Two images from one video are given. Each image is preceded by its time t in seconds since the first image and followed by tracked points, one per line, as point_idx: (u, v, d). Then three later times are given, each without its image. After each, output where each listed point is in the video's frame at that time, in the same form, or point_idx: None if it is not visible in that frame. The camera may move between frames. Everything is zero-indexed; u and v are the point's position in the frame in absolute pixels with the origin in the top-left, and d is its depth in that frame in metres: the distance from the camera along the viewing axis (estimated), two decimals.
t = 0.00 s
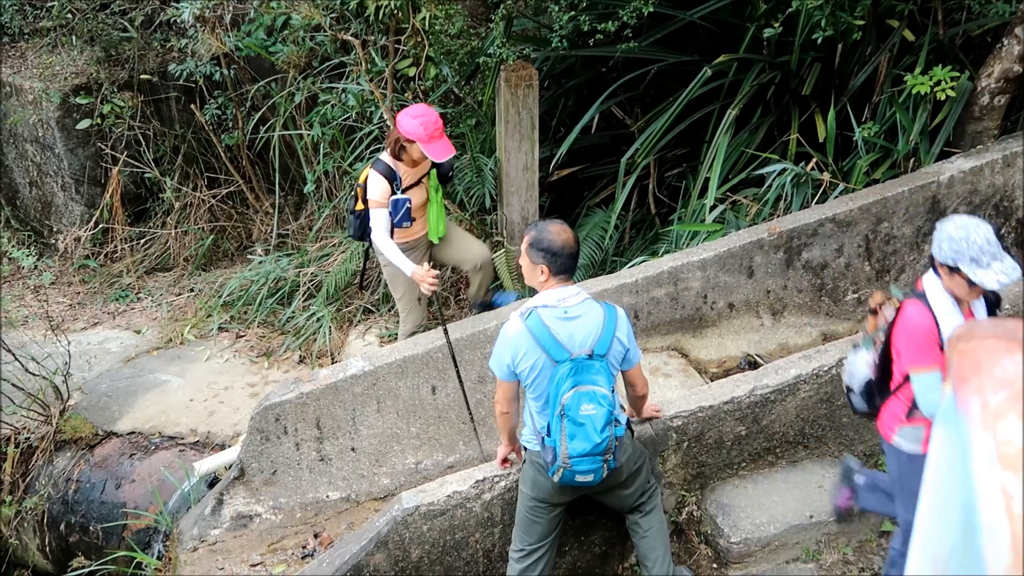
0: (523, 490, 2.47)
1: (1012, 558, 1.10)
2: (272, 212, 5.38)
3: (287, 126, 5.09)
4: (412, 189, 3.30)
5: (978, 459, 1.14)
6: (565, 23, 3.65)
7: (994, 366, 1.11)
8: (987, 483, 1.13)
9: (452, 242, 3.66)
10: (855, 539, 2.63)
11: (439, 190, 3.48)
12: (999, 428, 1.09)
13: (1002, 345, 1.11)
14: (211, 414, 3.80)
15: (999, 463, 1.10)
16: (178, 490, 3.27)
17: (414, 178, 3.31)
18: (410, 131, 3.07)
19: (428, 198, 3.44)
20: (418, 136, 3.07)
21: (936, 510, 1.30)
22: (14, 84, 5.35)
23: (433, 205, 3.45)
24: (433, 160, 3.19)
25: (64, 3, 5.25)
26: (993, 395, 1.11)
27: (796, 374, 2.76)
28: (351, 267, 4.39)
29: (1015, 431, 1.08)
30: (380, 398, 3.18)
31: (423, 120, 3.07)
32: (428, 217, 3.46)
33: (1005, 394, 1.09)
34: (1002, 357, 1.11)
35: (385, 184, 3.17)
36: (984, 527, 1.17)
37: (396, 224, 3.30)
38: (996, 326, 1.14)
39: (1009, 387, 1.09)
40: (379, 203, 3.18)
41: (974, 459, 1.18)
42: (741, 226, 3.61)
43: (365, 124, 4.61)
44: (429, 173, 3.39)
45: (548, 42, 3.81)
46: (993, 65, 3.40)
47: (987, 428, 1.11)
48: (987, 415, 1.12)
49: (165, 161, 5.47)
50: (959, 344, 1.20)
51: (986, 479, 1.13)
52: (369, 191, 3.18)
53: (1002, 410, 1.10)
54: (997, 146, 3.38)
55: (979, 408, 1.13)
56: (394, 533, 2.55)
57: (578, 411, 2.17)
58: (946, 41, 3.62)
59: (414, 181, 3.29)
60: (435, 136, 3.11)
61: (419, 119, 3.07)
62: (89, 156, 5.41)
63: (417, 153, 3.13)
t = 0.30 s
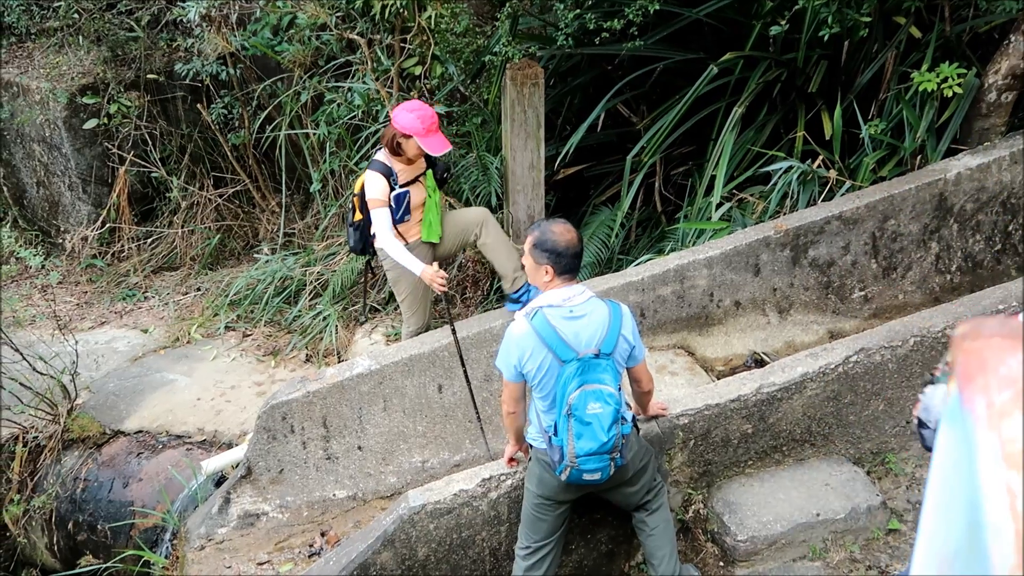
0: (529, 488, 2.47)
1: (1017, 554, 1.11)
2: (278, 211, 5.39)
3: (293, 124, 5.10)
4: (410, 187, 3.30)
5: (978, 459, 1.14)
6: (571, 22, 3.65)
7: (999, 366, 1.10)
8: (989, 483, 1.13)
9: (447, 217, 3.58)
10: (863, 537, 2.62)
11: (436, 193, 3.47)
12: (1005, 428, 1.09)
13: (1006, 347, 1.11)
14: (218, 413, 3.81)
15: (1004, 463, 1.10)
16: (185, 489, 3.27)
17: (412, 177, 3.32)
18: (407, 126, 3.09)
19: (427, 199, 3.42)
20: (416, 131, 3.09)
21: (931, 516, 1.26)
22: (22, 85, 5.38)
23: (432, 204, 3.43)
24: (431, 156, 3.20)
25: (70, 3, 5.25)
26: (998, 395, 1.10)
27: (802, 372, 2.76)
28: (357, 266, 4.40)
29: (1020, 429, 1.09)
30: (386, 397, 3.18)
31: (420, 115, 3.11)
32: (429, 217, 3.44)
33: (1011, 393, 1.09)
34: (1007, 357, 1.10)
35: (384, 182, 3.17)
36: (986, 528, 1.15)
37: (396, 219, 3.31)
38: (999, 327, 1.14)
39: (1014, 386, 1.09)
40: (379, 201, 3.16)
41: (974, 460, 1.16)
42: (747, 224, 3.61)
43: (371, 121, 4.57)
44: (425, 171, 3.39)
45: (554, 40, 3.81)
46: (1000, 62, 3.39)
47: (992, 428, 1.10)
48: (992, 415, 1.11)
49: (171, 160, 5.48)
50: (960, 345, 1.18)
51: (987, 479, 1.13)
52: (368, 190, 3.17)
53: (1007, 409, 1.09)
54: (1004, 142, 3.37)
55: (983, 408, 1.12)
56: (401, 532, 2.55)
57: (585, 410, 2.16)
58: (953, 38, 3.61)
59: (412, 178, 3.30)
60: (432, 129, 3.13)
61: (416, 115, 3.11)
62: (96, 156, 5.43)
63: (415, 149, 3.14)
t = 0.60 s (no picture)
0: (529, 486, 2.47)
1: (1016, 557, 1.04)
2: (278, 211, 5.39)
3: (292, 124, 5.09)
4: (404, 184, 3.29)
5: (976, 459, 1.06)
6: (570, 21, 3.65)
7: (999, 361, 1.02)
8: (988, 484, 1.05)
9: (448, 219, 3.57)
10: (863, 535, 2.62)
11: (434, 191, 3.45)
12: (1004, 426, 1.01)
13: (1005, 341, 1.04)
14: (219, 412, 3.81)
15: (1003, 463, 1.02)
16: (186, 488, 3.27)
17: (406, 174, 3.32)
18: (395, 124, 3.09)
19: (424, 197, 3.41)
20: (404, 128, 3.09)
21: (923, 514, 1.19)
22: (21, 84, 5.38)
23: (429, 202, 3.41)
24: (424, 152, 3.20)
25: (70, 2, 5.25)
26: (999, 393, 1.02)
27: (802, 370, 2.75)
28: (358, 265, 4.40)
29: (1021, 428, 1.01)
30: (386, 395, 3.18)
31: (406, 111, 3.11)
32: (427, 214, 3.42)
33: (1011, 390, 1.01)
34: (1007, 353, 1.03)
35: (375, 180, 3.18)
36: (985, 527, 1.08)
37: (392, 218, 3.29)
38: (997, 322, 1.07)
39: (1015, 384, 1.01)
40: (373, 200, 3.17)
41: (971, 460, 1.08)
42: (747, 222, 3.61)
43: (370, 121, 4.61)
44: (421, 169, 3.39)
45: (554, 39, 3.81)
46: (1000, 60, 3.39)
47: (992, 426, 1.02)
48: (991, 413, 1.03)
49: (171, 160, 5.48)
50: (956, 339, 1.09)
51: (986, 480, 1.05)
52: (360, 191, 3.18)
53: (1007, 407, 1.01)
54: (1004, 140, 3.37)
55: (982, 406, 1.04)
56: (401, 531, 2.55)
57: (584, 408, 2.16)
58: (953, 36, 3.61)
59: (405, 176, 3.29)
60: (420, 124, 3.13)
61: (402, 112, 3.10)
62: (95, 156, 5.43)
63: (406, 146, 3.14)
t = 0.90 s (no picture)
0: (527, 481, 2.46)
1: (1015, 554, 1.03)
2: (277, 209, 5.39)
3: (291, 122, 5.09)
4: (422, 189, 3.27)
5: (974, 455, 1.06)
6: (569, 18, 3.64)
7: (998, 356, 1.02)
8: (986, 481, 1.05)
9: (460, 221, 3.56)
10: (863, 532, 2.62)
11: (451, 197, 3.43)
12: (1003, 422, 1.01)
13: (1004, 337, 1.04)
14: (218, 411, 3.81)
15: (1002, 459, 1.02)
16: (185, 488, 3.27)
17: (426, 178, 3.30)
18: (424, 126, 3.05)
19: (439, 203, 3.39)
20: (434, 130, 3.04)
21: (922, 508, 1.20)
22: (20, 83, 5.37)
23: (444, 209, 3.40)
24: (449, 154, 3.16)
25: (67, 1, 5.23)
26: (996, 388, 1.02)
27: (802, 368, 2.75)
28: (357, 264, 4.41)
29: (1020, 424, 1.01)
30: (385, 394, 3.18)
31: (435, 111, 3.06)
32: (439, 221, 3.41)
33: (1010, 385, 1.01)
34: (1006, 348, 1.03)
35: (395, 181, 3.15)
36: (982, 524, 1.08)
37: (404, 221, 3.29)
38: (996, 318, 1.07)
39: (1013, 379, 1.01)
40: (389, 201, 3.16)
41: (970, 456, 1.07)
42: (746, 219, 3.61)
43: (369, 119, 4.62)
44: (442, 174, 3.36)
45: (553, 37, 3.81)
46: (999, 57, 3.39)
47: (990, 422, 1.02)
48: (990, 408, 1.02)
49: (170, 159, 5.48)
50: (955, 334, 1.09)
51: (984, 476, 1.05)
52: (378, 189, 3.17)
53: (1006, 403, 1.01)
54: (1003, 137, 3.36)
55: (980, 402, 1.03)
56: (401, 529, 2.55)
57: (581, 399, 2.15)
58: (952, 33, 3.61)
59: (426, 180, 3.27)
60: (448, 125, 3.08)
61: (433, 115, 3.06)
62: (94, 155, 5.43)
63: (433, 148, 3.10)
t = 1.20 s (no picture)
0: (518, 475, 2.47)
1: (1010, 553, 1.02)
2: (271, 207, 5.38)
3: (286, 120, 5.08)
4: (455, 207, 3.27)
5: (969, 453, 1.05)
6: (564, 16, 3.65)
7: (993, 353, 1.02)
8: (981, 477, 1.04)
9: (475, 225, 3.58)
10: (856, 530, 2.63)
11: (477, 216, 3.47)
12: (999, 418, 1.01)
13: (1000, 334, 1.04)
14: (212, 408, 3.81)
15: (998, 456, 1.01)
16: (178, 485, 3.26)
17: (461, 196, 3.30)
18: (478, 147, 3.00)
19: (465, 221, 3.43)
20: (485, 152, 3.00)
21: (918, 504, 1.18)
22: (13, 80, 5.36)
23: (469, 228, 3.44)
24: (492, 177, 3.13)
25: None
26: (992, 385, 1.02)
27: (796, 366, 2.75)
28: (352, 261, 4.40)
29: (1016, 421, 1.00)
30: (379, 391, 3.15)
31: (491, 135, 3.01)
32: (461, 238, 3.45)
33: (1006, 382, 1.01)
34: (1002, 346, 1.03)
35: (435, 192, 3.12)
36: (977, 522, 1.07)
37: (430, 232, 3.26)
38: (992, 315, 1.08)
39: (1009, 375, 1.01)
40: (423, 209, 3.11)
41: (966, 453, 1.06)
42: (741, 218, 3.62)
43: (364, 117, 4.63)
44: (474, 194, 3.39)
45: (548, 35, 3.81)
46: (993, 56, 3.40)
47: (986, 418, 1.01)
48: (986, 405, 1.02)
49: (164, 156, 5.47)
50: (950, 331, 1.10)
51: (980, 473, 1.04)
52: (417, 195, 3.12)
53: (1002, 400, 1.01)
54: (998, 136, 3.37)
55: (976, 398, 1.03)
56: (394, 526, 2.55)
57: (572, 395, 2.15)
58: (947, 31, 3.61)
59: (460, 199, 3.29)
60: (501, 152, 3.04)
61: (489, 138, 3.01)
62: (88, 152, 5.41)
63: (481, 170, 3.06)
